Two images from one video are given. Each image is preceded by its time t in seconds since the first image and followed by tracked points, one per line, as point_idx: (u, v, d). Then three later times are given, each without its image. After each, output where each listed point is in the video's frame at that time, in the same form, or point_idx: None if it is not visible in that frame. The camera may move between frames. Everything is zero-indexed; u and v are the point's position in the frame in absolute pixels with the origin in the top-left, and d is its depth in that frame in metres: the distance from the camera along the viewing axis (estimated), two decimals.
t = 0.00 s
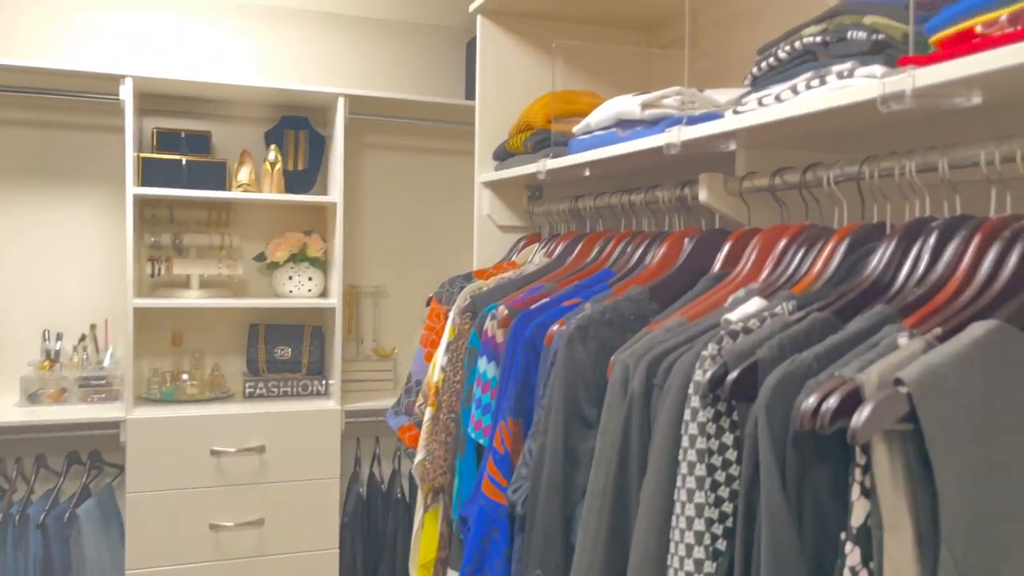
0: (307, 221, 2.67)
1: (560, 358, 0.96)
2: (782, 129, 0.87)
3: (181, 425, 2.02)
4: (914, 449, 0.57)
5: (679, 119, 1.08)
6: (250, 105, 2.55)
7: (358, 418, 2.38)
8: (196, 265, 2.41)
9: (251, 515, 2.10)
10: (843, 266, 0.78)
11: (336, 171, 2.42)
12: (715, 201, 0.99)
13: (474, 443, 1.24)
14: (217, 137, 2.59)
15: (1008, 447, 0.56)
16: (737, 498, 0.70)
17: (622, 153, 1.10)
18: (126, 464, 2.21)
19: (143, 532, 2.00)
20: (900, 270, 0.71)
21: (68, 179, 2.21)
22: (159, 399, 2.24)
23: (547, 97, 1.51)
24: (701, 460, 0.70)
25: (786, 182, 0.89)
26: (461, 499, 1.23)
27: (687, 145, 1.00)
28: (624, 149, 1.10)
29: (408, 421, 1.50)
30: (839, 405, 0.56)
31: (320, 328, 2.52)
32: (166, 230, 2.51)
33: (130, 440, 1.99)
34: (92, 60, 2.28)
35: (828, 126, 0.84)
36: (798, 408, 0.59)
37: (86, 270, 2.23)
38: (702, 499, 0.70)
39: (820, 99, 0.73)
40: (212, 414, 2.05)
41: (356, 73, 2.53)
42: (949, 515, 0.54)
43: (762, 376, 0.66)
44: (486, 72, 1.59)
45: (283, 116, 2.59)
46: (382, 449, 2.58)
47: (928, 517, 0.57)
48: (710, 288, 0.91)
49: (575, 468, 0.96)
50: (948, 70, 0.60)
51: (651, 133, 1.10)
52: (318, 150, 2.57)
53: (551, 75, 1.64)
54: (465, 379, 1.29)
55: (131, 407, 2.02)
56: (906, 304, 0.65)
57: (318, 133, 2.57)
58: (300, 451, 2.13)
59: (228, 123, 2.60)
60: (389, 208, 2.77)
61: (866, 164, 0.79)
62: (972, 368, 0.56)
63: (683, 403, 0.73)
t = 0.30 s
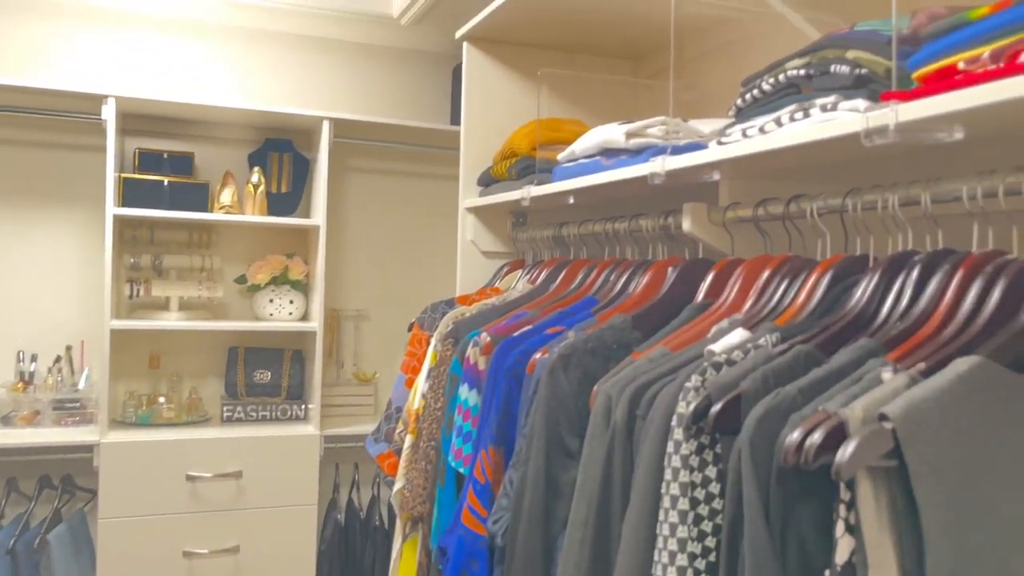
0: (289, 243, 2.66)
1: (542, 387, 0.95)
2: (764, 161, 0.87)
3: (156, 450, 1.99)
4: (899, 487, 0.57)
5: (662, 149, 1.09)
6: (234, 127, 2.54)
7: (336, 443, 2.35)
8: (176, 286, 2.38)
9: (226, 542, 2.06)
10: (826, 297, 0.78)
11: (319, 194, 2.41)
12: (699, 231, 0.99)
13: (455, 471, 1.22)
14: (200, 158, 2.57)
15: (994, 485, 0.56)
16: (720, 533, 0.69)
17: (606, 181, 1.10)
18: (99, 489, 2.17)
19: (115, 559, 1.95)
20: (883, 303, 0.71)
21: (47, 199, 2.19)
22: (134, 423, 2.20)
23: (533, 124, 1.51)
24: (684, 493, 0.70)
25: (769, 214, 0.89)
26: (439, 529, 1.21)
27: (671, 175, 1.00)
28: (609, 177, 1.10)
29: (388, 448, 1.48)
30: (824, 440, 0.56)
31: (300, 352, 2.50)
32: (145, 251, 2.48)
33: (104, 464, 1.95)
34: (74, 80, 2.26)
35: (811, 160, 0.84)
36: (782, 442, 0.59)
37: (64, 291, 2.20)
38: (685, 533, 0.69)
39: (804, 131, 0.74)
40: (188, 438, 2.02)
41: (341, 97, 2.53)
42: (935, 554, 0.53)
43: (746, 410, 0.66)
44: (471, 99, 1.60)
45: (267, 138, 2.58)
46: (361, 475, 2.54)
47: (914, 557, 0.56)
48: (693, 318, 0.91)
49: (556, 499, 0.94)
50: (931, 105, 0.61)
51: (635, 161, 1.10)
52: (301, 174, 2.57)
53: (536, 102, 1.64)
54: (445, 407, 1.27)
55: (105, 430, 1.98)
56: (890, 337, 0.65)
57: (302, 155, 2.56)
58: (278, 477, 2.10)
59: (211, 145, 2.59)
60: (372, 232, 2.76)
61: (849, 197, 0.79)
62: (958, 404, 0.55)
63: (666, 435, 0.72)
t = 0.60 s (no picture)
0: (261, 293, 2.62)
1: (517, 447, 0.93)
2: (746, 227, 0.88)
3: (108, 501, 1.91)
4: (882, 561, 0.55)
5: (644, 213, 1.09)
6: (213, 174, 2.53)
7: (298, 500, 2.29)
8: (142, 332, 2.33)
9: None
10: (806, 365, 0.77)
11: (295, 245, 2.40)
12: (679, 294, 0.99)
13: (421, 532, 1.18)
14: (176, 204, 2.55)
15: (978, 561, 0.55)
16: None
17: (588, 242, 1.11)
18: (46, 540, 2.07)
19: None
20: (863, 373, 0.70)
21: (16, 237, 2.15)
22: (88, 472, 2.12)
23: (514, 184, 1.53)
24: (660, 562, 0.67)
25: (750, 280, 0.89)
26: None
27: (652, 237, 1.00)
28: (590, 238, 1.10)
29: (352, 506, 1.44)
30: (807, 509, 0.54)
31: (266, 404, 2.44)
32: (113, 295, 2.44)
33: (52, 515, 1.87)
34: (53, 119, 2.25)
35: (792, 227, 0.85)
36: (763, 510, 0.57)
37: (25, 332, 2.14)
38: None
39: (787, 199, 0.74)
40: (144, 490, 1.94)
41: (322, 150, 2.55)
42: None
43: (726, 476, 0.65)
44: (454, 156, 1.61)
45: (245, 187, 2.58)
46: (321, 534, 2.47)
47: None
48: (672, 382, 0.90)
49: (526, 565, 0.91)
50: (915, 177, 0.62)
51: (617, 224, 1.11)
52: (278, 224, 2.55)
53: (518, 162, 1.66)
54: (413, 465, 1.24)
55: (56, 479, 1.91)
56: (872, 407, 0.64)
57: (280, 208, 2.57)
58: (234, 534, 2.02)
59: (188, 191, 2.57)
60: (347, 285, 2.74)
61: (830, 265, 0.79)
62: (941, 477, 0.54)
63: (644, 500, 0.70)
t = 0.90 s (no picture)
0: (239, 294, 2.59)
1: (502, 447, 0.91)
2: (729, 220, 0.87)
3: (89, 510, 1.87)
4: (876, 559, 0.54)
5: (625, 206, 1.08)
6: (185, 174, 2.49)
7: (283, 502, 2.27)
8: (118, 337, 2.29)
9: None
10: (793, 359, 0.76)
11: (272, 244, 2.37)
12: (662, 288, 0.98)
13: (408, 535, 1.17)
14: (149, 206, 2.51)
15: (974, 558, 0.54)
16: None
17: (569, 238, 1.09)
18: (25, 552, 2.03)
19: None
20: (851, 366, 0.70)
21: None
22: (67, 481, 2.08)
23: (493, 178, 1.51)
24: (652, 563, 0.66)
25: (734, 273, 0.88)
26: None
27: (634, 231, 0.99)
28: (571, 233, 1.09)
29: (337, 510, 1.42)
30: (800, 509, 0.53)
31: (247, 406, 2.41)
32: (87, 300, 2.39)
33: (31, 526, 1.83)
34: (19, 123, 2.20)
35: (775, 219, 0.84)
36: (757, 511, 0.56)
37: None
38: None
39: (770, 192, 0.73)
40: (124, 497, 1.91)
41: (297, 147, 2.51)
42: None
43: (716, 475, 0.63)
44: (431, 152, 1.59)
45: (219, 187, 2.54)
46: (307, 536, 2.45)
47: None
48: (658, 378, 0.89)
49: (515, 567, 0.90)
50: (902, 166, 0.60)
51: (598, 218, 1.09)
52: (254, 223, 2.52)
53: (496, 157, 1.64)
54: (399, 468, 1.22)
55: (34, 489, 1.87)
56: (862, 402, 0.63)
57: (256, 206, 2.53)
58: (219, 539, 2.00)
59: (162, 192, 2.53)
60: (326, 284, 2.72)
61: (815, 257, 0.79)
62: (936, 473, 0.53)
63: (634, 501, 0.69)
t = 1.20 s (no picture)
0: (215, 303, 2.56)
1: (484, 456, 0.91)
2: (707, 227, 0.87)
3: (62, 524, 1.84)
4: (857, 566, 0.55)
5: (604, 214, 1.08)
6: (160, 183, 2.47)
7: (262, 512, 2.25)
8: (92, 348, 2.26)
9: None
10: (773, 366, 0.77)
11: (248, 253, 2.35)
12: (642, 295, 0.98)
13: (388, 545, 1.16)
14: (124, 215, 2.48)
15: (953, 563, 0.54)
16: None
17: (549, 245, 1.09)
18: None
19: None
20: (830, 372, 0.70)
21: None
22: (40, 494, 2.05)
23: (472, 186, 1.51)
24: (635, 572, 0.66)
25: (713, 279, 0.89)
26: None
27: (614, 239, 0.99)
28: (551, 241, 1.09)
29: (316, 521, 1.41)
30: (782, 516, 0.53)
31: (224, 416, 2.38)
32: (60, 310, 2.36)
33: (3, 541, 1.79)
34: None
35: (753, 226, 0.85)
36: (738, 518, 0.56)
37: None
38: None
39: (749, 199, 0.74)
40: (99, 510, 1.88)
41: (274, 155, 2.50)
42: None
43: (698, 483, 0.64)
44: (409, 160, 1.58)
45: (195, 196, 2.51)
46: (286, 546, 2.42)
47: None
48: (638, 385, 0.89)
49: None
50: (877, 174, 0.61)
51: (577, 225, 1.10)
52: (230, 232, 2.51)
53: (475, 164, 1.64)
54: (379, 478, 1.21)
55: (6, 503, 1.83)
56: (841, 408, 0.64)
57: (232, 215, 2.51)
58: (196, 551, 1.97)
59: (136, 201, 2.50)
60: (303, 291, 2.71)
61: (793, 263, 0.79)
62: (914, 479, 0.53)
63: (616, 510, 0.69)
